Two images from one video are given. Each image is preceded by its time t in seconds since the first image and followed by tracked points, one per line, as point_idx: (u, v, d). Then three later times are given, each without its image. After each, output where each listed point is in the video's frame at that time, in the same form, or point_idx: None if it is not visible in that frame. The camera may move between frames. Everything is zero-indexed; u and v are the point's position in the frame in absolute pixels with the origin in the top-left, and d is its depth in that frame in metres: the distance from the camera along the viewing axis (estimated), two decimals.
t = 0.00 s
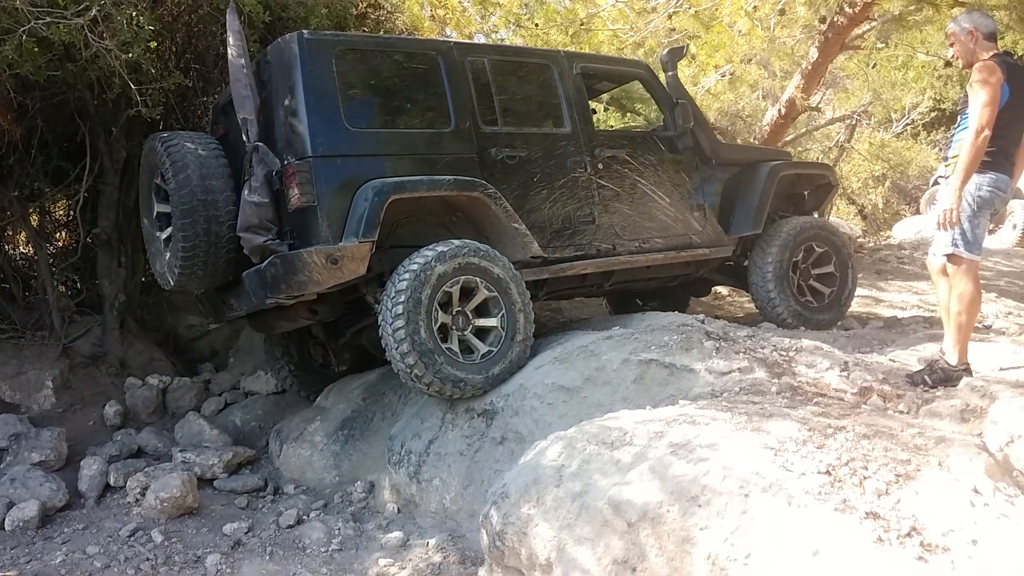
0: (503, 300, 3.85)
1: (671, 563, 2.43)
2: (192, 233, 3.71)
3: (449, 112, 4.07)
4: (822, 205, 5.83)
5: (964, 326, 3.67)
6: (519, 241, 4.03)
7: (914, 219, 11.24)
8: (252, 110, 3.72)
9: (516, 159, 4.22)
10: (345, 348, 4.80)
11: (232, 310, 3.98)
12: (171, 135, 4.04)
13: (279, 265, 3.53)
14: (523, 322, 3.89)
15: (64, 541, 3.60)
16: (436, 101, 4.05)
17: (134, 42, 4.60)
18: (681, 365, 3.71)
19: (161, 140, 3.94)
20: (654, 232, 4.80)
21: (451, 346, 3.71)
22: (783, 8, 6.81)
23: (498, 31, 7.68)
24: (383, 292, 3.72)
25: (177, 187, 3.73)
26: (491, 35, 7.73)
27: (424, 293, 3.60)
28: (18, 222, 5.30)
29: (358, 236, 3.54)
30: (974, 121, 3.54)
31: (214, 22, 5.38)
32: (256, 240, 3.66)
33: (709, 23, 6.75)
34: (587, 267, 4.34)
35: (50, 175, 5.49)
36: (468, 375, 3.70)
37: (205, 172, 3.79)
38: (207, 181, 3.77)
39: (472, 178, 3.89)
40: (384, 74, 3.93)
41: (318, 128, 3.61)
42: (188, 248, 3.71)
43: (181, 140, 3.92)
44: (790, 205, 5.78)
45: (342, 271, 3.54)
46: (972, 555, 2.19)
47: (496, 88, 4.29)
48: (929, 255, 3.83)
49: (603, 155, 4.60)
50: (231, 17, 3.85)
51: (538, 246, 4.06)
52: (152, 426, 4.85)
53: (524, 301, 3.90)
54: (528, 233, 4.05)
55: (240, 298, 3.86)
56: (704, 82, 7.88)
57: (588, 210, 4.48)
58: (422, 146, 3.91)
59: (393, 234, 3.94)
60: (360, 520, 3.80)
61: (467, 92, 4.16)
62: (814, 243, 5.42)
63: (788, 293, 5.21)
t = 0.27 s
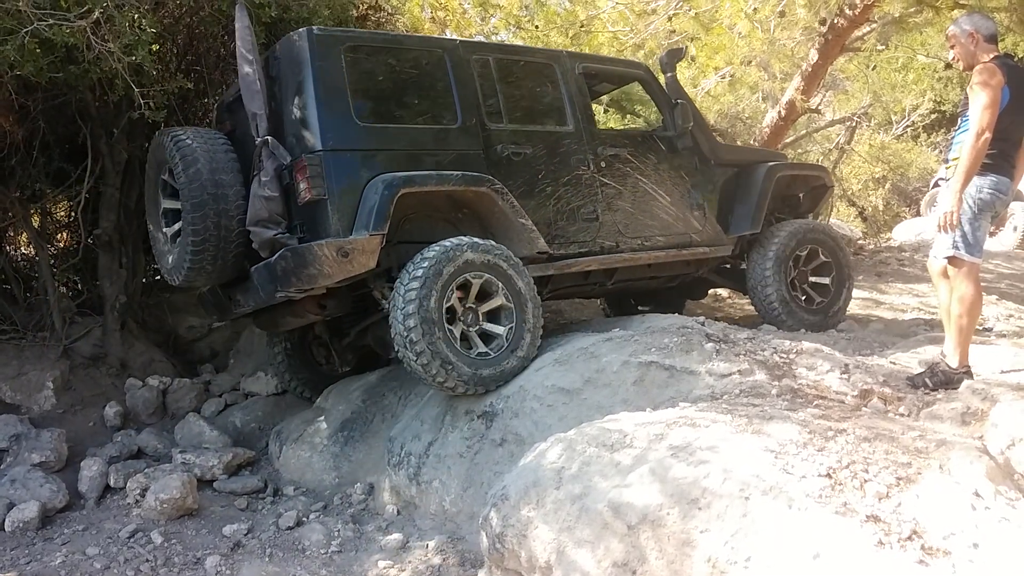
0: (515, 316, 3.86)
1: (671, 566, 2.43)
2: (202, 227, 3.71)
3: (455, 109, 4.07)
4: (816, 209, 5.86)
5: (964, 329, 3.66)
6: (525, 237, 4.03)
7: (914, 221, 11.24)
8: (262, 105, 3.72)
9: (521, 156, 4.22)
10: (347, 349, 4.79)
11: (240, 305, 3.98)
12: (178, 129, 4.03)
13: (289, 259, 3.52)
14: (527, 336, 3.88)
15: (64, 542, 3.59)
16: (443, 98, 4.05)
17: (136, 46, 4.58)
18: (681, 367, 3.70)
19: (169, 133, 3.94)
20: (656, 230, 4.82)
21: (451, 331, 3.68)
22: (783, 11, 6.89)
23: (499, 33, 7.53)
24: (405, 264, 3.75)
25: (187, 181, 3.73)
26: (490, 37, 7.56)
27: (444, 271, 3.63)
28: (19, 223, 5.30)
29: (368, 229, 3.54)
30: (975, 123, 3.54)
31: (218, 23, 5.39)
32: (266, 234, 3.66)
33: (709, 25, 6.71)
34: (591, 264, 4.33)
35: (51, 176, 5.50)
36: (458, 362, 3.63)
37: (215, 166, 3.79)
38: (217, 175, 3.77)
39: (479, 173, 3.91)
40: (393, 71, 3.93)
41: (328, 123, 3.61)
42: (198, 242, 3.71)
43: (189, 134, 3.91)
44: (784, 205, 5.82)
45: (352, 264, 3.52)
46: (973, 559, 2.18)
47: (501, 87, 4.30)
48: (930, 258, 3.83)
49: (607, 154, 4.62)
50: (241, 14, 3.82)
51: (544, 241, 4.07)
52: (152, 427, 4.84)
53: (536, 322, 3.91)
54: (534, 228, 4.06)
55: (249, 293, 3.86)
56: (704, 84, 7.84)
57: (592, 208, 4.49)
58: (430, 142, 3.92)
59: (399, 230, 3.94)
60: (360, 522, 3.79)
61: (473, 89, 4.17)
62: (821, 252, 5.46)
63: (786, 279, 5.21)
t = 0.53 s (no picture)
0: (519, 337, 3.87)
1: (673, 569, 2.43)
2: (212, 229, 3.73)
3: (461, 109, 4.10)
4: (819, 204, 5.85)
5: (968, 332, 3.65)
6: (532, 235, 4.05)
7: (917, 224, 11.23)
8: (270, 108, 3.78)
9: (526, 156, 4.24)
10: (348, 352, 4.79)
11: (248, 309, 3.96)
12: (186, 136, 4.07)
13: (299, 258, 3.53)
14: (522, 354, 3.85)
15: (67, 543, 3.60)
16: (448, 99, 4.09)
17: (139, 47, 4.62)
18: (684, 370, 3.70)
19: (177, 138, 3.98)
20: (661, 230, 4.82)
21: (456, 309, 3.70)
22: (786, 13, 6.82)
23: (501, 36, 7.56)
24: (439, 245, 3.89)
25: (197, 184, 3.76)
26: (493, 40, 7.56)
27: (477, 254, 3.77)
28: (24, 225, 5.31)
29: (377, 227, 3.55)
30: (978, 126, 3.53)
31: (221, 28, 5.43)
32: (275, 235, 3.68)
33: (711, 28, 6.68)
34: (597, 261, 4.36)
35: (56, 179, 5.52)
36: (449, 340, 3.60)
37: (224, 169, 3.82)
38: (226, 178, 3.80)
39: (485, 172, 3.94)
40: (399, 72, 3.97)
41: (336, 124, 3.64)
42: (208, 244, 3.73)
43: (198, 139, 3.95)
44: (787, 205, 5.84)
45: (361, 263, 3.54)
46: (977, 563, 2.18)
47: (505, 88, 4.33)
48: (934, 261, 3.83)
49: (610, 154, 4.63)
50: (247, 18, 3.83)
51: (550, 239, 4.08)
52: (155, 429, 4.85)
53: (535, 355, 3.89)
54: (540, 225, 4.08)
55: (257, 296, 3.83)
56: (706, 87, 7.76)
57: (597, 206, 4.49)
58: (435, 142, 3.95)
59: (406, 230, 3.96)
60: (362, 524, 3.79)
61: (477, 90, 4.20)
62: (833, 263, 5.51)
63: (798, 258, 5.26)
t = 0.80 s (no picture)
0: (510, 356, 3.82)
1: (675, 571, 2.43)
2: (223, 221, 3.73)
3: (473, 108, 4.13)
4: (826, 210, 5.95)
5: (970, 335, 3.65)
6: (542, 235, 4.07)
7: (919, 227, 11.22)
8: (282, 101, 3.75)
9: (538, 156, 4.28)
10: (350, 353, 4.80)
11: (257, 304, 3.97)
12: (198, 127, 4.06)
13: (309, 253, 3.53)
14: (504, 364, 3.77)
15: (69, 545, 3.60)
16: (461, 98, 4.11)
17: (141, 49, 4.63)
18: (686, 372, 3.70)
19: (190, 130, 3.97)
20: (669, 232, 4.87)
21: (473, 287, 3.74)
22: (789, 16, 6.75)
23: (504, 38, 7.52)
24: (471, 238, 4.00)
25: (208, 176, 3.76)
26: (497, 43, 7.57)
27: (517, 258, 3.89)
28: (26, 227, 5.31)
29: (389, 224, 3.56)
30: (982, 129, 3.54)
31: (226, 28, 5.44)
32: (285, 229, 3.67)
33: (714, 31, 6.70)
34: (607, 263, 4.38)
35: (58, 181, 5.54)
36: (449, 300, 3.62)
37: (235, 162, 3.82)
38: (237, 171, 3.80)
39: (497, 171, 3.96)
40: (412, 69, 3.99)
41: (350, 120, 3.65)
42: (219, 237, 3.73)
43: (210, 131, 3.95)
44: (794, 210, 5.92)
45: (372, 259, 3.54)
46: (979, 566, 2.18)
47: (517, 87, 4.36)
48: (937, 263, 3.83)
49: (620, 155, 4.68)
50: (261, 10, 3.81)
51: (561, 240, 4.11)
52: (158, 431, 4.86)
53: (515, 381, 3.80)
54: (551, 226, 4.10)
55: (266, 290, 3.85)
56: (710, 90, 7.85)
57: (607, 208, 4.54)
58: (447, 140, 3.98)
59: (416, 228, 3.96)
60: (364, 526, 3.80)
61: (490, 89, 4.23)
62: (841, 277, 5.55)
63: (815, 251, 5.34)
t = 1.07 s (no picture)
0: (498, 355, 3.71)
1: (677, 572, 2.43)
2: (236, 224, 3.74)
3: (486, 110, 4.13)
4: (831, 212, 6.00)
5: (972, 335, 3.65)
6: (555, 238, 4.07)
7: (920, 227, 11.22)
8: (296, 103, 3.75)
9: (550, 158, 4.28)
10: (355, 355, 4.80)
11: (269, 304, 4.00)
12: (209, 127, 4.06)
13: (325, 257, 3.54)
14: (490, 350, 3.68)
15: (71, 547, 3.60)
16: (474, 100, 4.12)
17: (143, 52, 4.65)
18: (687, 373, 3.71)
19: (202, 131, 3.97)
20: (678, 234, 4.88)
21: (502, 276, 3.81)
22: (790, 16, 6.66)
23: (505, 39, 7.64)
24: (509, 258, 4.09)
25: (222, 178, 3.77)
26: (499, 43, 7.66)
27: (552, 284, 3.96)
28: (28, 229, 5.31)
29: (405, 228, 3.56)
30: (983, 130, 3.54)
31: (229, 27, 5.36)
32: (300, 233, 3.69)
33: (715, 31, 6.73)
34: (617, 265, 4.39)
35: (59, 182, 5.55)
36: (474, 267, 3.70)
37: (249, 163, 3.83)
38: (251, 173, 3.81)
39: (511, 174, 3.96)
40: (426, 71, 3.99)
41: (365, 122, 3.65)
42: (232, 239, 3.75)
43: (222, 132, 3.96)
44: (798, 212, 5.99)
45: (387, 262, 3.55)
46: (981, 566, 2.18)
47: (529, 89, 4.37)
48: (938, 264, 3.83)
49: (631, 158, 4.70)
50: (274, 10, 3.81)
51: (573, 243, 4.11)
52: (159, 432, 4.86)
53: (495, 379, 3.67)
54: (564, 229, 4.10)
55: (278, 292, 3.87)
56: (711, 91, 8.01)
57: (618, 211, 4.55)
58: (461, 142, 3.97)
59: (429, 230, 3.98)
60: (366, 528, 3.80)
61: (503, 91, 4.23)
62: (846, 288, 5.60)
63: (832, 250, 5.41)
